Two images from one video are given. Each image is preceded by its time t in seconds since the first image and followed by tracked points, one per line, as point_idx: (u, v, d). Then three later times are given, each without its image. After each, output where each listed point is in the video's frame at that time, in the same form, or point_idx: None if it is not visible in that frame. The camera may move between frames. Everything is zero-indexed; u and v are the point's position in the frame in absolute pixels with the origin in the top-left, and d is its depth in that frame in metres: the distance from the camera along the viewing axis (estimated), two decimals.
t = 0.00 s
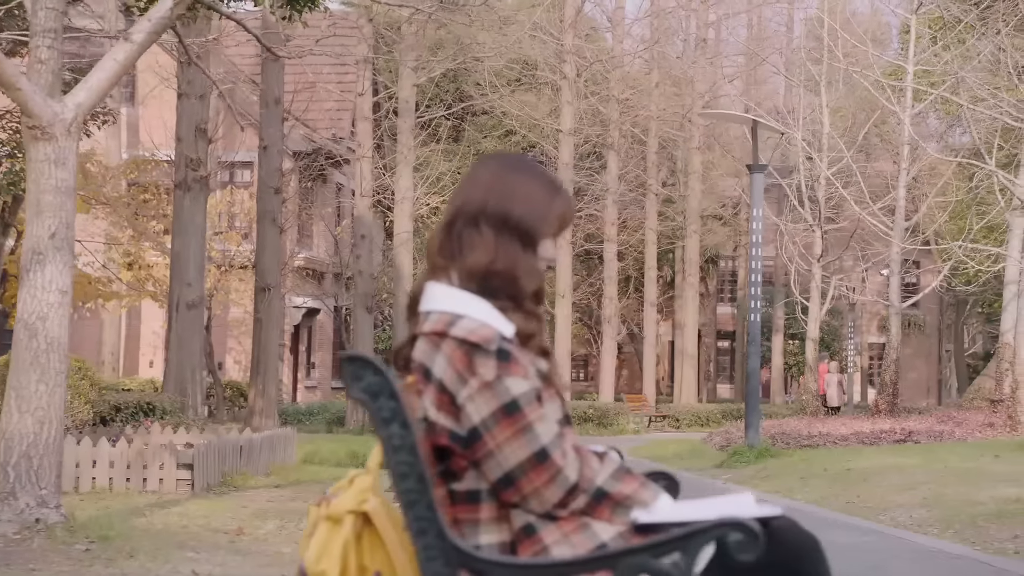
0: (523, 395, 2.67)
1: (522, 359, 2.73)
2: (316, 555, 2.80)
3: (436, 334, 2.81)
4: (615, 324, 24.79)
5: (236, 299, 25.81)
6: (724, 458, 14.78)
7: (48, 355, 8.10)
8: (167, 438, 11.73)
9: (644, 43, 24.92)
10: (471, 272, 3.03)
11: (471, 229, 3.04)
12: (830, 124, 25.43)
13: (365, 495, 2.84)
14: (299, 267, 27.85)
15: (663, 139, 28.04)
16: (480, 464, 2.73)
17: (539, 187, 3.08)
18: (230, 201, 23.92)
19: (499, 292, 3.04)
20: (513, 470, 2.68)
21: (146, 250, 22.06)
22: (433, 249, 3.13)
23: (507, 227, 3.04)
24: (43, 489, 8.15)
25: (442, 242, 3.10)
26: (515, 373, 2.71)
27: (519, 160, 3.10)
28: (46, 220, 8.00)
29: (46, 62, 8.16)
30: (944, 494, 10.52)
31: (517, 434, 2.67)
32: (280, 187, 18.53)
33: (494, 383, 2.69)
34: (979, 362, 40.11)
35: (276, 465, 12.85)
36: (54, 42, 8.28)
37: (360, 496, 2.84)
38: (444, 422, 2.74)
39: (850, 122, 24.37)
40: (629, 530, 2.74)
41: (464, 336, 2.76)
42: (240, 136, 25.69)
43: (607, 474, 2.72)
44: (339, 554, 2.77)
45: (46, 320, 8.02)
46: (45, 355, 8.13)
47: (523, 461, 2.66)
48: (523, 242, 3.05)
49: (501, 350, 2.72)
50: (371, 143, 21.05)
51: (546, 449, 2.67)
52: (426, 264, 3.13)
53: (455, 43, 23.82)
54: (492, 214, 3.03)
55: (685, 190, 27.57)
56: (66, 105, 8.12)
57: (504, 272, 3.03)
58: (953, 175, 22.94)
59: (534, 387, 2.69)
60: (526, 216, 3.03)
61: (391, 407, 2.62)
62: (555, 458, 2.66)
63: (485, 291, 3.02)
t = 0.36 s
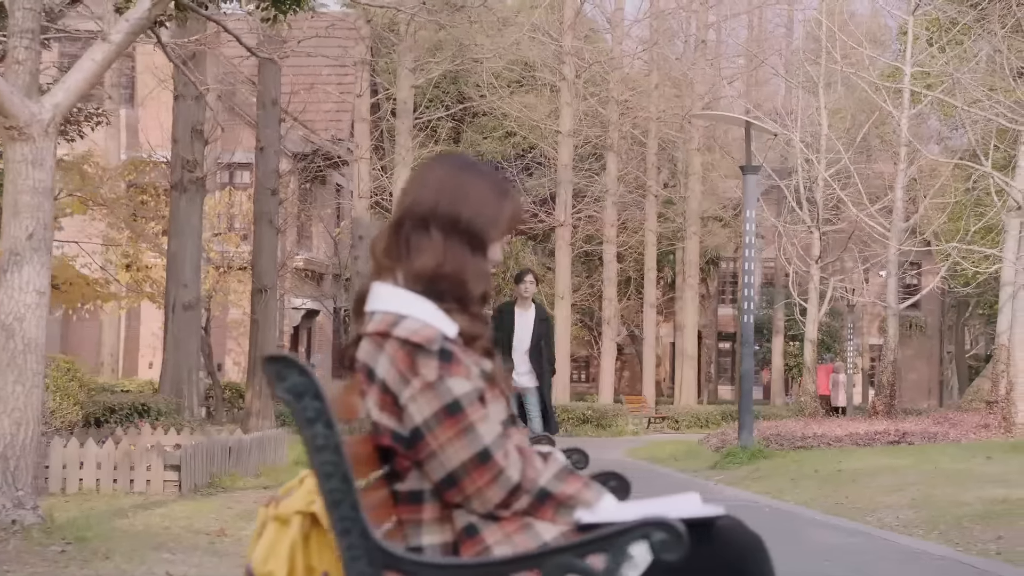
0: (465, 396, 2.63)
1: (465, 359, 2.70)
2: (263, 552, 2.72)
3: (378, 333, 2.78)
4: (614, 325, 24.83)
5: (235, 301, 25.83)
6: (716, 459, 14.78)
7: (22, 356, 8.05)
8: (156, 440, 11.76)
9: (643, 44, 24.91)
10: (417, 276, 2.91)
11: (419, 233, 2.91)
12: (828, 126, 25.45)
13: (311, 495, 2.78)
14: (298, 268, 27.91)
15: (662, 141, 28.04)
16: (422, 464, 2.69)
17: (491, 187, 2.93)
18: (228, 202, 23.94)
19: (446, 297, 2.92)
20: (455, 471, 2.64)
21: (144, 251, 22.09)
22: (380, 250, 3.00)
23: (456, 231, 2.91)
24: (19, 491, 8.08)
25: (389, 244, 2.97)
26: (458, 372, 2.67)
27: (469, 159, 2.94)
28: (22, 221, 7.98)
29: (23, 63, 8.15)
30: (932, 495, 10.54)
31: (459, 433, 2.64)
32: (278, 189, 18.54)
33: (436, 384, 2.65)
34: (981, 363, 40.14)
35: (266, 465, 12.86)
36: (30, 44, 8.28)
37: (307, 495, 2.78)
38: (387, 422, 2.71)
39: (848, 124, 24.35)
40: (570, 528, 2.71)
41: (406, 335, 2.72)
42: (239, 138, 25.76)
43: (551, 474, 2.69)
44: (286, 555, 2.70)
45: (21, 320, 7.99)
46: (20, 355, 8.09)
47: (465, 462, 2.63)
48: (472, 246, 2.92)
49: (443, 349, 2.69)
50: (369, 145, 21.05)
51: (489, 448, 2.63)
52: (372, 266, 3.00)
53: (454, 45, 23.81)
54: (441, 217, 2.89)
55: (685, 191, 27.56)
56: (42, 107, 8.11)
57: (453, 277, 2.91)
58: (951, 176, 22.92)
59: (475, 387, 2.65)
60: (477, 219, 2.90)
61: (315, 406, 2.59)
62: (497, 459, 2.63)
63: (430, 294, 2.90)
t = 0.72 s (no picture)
0: (421, 396, 2.85)
1: (420, 359, 2.92)
2: (224, 552, 2.85)
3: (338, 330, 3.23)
4: (620, 326, 24.82)
5: (242, 302, 25.83)
6: (717, 461, 14.76)
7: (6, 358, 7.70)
8: (152, 440, 11.78)
9: (650, 44, 24.84)
10: (378, 276, 3.34)
11: (379, 235, 3.34)
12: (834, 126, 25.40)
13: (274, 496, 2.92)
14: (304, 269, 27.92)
15: (670, 142, 27.99)
16: (380, 464, 2.90)
17: (450, 193, 3.37)
18: (234, 203, 23.96)
19: (405, 293, 3.37)
20: (412, 471, 2.86)
21: (149, 251, 22.12)
22: (343, 250, 3.45)
23: (417, 233, 3.34)
24: (6, 491, 7.76)
25: (351, 243, 3.41)
26: (414, 373, 2.89)
27: (429, 162, 3.39)
28: (10, 219, 7.67)
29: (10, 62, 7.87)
30: (929, 496, 10.58)
31: (417, 433, 2.85)
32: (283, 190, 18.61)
33: (393, 383, 2.87)
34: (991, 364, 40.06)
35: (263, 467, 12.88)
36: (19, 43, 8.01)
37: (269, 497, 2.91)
38: (344, 422, 2.93)
39: (855, 124, 24.29)
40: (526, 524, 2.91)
41: (364, 336, 2.95)
42: (245, 139, 25.77)
43: (507, 473, 2.90)
44: (245, 558, 2.82)
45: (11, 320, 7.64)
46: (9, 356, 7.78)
47: (421, 462, 2.84)
48: (432, 248, 3.35)
49: (399, 351, 2.90)
50: (374, 145, 21.04)
51: (444, 449, 2.85)
52: (337, 263, 3.45)
53: (460, 46, 23.78)
54: (402, 217, 3.33)
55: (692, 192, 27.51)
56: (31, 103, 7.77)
57: (411, 275, 3.35)
58: (957, 177, 22.86)
59: (432, 387, 2.86)
60: (437, 221, 3.33)
61: (255, 407, 2.58)
62: (452, 458, 2.84)
63: (391, 291, 3.34)
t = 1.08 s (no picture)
0: (385, 397, 2.95)
1: (385, 359, 3.04)
2: (194, 554, 2.91)
3: (304, 332, 3.32)
4: (626, 327, 24.88)
5: (248, 302, 25.87)
6: (718, 462, 14.77)
7: None
8: (153, 440, 11.87)
9: (657, 45, 24.84)
10: (345, 276, 3.42)
11: (346, 236, 3.43)
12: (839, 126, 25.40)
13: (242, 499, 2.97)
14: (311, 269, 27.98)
15: (677, 143, 28.00)
16: (345, 463, 3.01)
17: (419, 193, 3.47)
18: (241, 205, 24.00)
19: (372, 295, 3.44)
20: (375, 471, 2.96)
21: (156, 253, 22.16)
22: (310, 252, 3.51)
23: (385, 233, 3.43)
24: None
25: (317, 243, 3.49)
26: (378, 374, 2.99)
27: (397, 162, 3.48)
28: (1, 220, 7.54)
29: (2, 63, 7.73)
30: (926, 498, 10.64)
31: (382, 433, 2.95)
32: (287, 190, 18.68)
33: (357, 383, 2.96)
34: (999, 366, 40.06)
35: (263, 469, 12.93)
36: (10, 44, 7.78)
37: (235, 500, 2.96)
38: (310, 421, 3.03)
39: (862, 125, 24.28)
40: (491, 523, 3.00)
41: (328, 336, 3.04)
42: (251, 139, 25.83)
43: (472, 475, 3.01)
44: (214, 557, 2.90)
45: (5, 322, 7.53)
46: None
47: (385, 462, 2.94)
48: (398, 248, 3.44)
49: (363, 352, 3.00)
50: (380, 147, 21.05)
51: (408, 450, 2.95)
52: (304, 262, 3.51)
53: (466, 47, 23.81)
54: (369, 217, 3.42)
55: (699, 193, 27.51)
56: (23, 102, 7.67)
57: (378, 276, 3.43)
58: (964, 179, 22.87)
59: (395, 388, 2.97)
60: (401, 220, 3.42)
61: (207, 408, 2.56)
62: (416, 458, 2.95)
63: (356, 293, 3.43)
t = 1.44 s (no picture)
0: (355, 397, 2.99)
1: (354, 362, 3.09)
2: (166, 555, 2.96)
3: (274, 333, 3.33)
4: (636, 328, 24.89)
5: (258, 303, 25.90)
6: (723, 462, 14.76)
7: None
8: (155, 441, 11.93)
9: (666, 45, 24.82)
10: (315, 276, 3.43)
11: (318, 234, 3.44)
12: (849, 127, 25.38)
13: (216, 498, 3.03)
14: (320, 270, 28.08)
15: (687, 144, 28.00)
16: (316, 465, 3.05)
17: (389, 192, 3.48)
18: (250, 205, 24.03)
19: (344, 294, 3.45)
20: (346, 471, 3.00)
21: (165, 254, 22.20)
22: (282, 251, 3.51)
23: (354, 233, 3.44)
24: None
25: (289, 243, 3.49)
26: (348, 374, 3.03)
27: (369, 163, 3.49)
28: None
29: None
30: (928, 499, 10.65)
31: (351, 434, 2.99)
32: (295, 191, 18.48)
33: (326, 383, 3.01)
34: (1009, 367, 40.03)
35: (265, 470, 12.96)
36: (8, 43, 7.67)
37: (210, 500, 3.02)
38: (279, 420, 3.08)
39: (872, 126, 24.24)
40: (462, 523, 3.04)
41: (299, 336, 3.09)
42: (260, 141, 25.89)
43: (444, 476, 3.07)
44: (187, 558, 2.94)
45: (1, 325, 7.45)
46: None
47: (355, 462, 2.99)
48: (370, 248, 3.46)
49: (333, 353, 3.05)
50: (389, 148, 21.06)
51: (377, 450, 2.99)
52: (275, 262, 3.52)
53: (475, 48, 23.82)
54: (340, 217, 3.43)
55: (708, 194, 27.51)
56: (17, 104, 7.55)
57: (349, 275, 3.44)
58: (973, 180, 22.84)
59: (364, 389, 3.00)
60: (375, 222, 3.44)
61: (164, 407, 2.55)
62: (386, 459, 2.99)
63: (327, 293, 3.44)
